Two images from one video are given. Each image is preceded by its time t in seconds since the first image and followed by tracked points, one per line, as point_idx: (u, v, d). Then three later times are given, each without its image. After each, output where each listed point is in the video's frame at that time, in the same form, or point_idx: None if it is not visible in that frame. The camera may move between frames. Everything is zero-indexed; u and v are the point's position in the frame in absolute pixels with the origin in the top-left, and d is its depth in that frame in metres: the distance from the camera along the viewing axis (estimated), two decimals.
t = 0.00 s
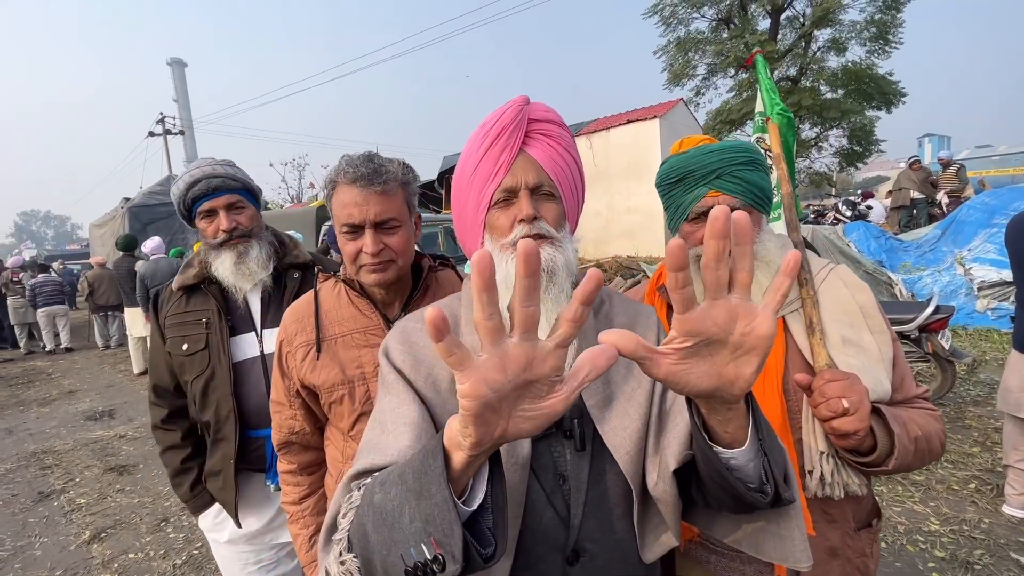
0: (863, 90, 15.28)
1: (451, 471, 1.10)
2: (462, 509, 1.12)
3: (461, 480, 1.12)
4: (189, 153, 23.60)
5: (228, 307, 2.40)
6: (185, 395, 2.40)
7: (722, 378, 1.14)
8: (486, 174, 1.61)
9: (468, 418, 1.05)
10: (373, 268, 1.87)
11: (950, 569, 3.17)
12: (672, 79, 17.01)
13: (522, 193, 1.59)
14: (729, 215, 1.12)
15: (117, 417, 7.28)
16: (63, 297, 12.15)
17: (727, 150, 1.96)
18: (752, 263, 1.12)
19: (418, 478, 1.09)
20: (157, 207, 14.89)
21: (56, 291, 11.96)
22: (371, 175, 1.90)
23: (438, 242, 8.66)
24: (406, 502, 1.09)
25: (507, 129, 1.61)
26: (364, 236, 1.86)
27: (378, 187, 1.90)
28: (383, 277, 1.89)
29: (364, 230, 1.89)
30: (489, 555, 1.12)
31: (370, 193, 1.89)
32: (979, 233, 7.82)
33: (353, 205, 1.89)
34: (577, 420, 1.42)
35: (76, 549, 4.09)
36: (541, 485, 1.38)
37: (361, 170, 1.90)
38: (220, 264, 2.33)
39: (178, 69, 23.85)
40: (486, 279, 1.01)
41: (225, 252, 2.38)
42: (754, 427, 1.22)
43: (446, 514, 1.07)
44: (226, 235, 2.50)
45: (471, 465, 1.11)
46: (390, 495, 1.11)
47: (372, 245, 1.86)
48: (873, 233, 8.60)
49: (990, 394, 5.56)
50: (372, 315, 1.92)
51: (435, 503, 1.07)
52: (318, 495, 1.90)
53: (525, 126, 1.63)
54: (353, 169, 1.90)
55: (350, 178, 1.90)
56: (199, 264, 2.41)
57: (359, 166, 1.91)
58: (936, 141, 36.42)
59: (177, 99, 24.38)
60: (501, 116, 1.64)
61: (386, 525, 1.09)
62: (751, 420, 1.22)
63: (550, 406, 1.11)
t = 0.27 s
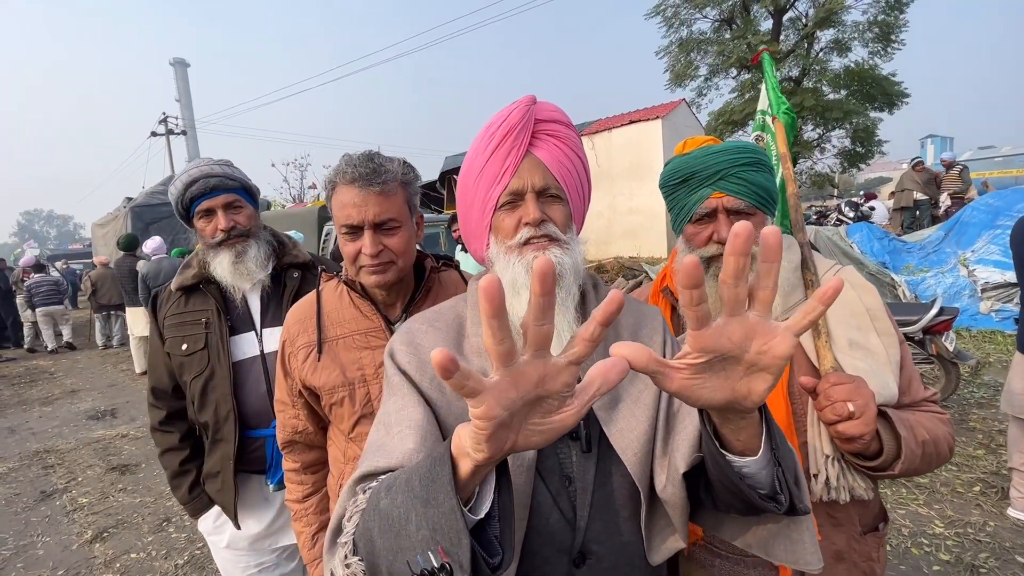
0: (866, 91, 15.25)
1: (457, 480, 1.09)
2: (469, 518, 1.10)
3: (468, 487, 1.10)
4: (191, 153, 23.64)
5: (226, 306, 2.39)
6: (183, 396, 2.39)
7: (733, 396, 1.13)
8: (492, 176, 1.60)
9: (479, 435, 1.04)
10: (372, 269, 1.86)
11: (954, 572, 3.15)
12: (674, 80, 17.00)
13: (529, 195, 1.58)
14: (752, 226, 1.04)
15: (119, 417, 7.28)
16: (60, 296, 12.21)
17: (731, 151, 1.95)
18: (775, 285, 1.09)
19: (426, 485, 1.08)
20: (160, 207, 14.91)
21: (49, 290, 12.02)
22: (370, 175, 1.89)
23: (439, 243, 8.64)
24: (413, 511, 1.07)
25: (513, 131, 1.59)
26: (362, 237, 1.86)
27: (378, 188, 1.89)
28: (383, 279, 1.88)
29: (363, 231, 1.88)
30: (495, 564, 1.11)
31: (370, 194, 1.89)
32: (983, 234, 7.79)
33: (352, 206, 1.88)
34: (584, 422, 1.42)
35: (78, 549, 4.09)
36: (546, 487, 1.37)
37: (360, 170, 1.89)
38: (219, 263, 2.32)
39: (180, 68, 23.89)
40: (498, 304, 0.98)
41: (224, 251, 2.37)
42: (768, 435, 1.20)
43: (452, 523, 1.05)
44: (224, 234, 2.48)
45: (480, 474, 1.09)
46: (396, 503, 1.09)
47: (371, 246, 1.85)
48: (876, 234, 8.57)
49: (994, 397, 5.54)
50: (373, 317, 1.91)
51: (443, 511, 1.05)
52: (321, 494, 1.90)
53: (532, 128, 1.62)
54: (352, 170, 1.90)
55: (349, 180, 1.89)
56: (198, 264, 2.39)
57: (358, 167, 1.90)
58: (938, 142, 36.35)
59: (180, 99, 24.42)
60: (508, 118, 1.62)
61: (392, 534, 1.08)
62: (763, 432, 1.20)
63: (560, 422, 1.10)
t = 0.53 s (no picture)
0: (867, 92, 15.23)
1: (411, 420, 1.10)
2: (429, 462, 1.10)
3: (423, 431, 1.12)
4: (192, 152, 23.64)
5: (236, 303, 2.40)
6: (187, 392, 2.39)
7: (752, 313, 1.18)
8: (498, 174, 1.60)
9: (409, 335, 1.10)
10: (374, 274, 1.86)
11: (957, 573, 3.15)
12: (675, 80, 17.00)
13: (535, 192, 1.59)
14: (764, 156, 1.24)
15: (120, 416, 7.29)
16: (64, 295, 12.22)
17: (738, 151, 1.95)
18: (786, 206, 1.26)
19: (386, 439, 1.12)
20: (161, 207, 14.93)
21: (50, 289, 12.00)
22: (371, 180, 1.89)
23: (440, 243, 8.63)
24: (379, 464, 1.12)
25: (518, 130, 1.60)
26: (364, 242, 1.86)
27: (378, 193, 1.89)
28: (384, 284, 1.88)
29: (363, 236, 1.88)
30: (449, 499, 1.09)
31: (370, 199, 1.88)
32: (984, 235, 7.78)
33: (352, 211, 1.87)
34: (590, 422, 1.42)
35: (80, 548, 4.09)
36: (552, 488, 1.37)
37: (361, 174, 1.89)
38: (230, 260, 2.32)
39: (182, 67, 23.89)
40: (392, 212, 1.13)
41: (236, 248, 2.38)
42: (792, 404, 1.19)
43: (405, 461, 1.08)
44: (238, 231, 2.49)
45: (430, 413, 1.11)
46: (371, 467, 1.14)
47: (372, 251, 1.85)
48: (878, 235, 8.56)
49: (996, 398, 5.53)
50: (375, 320, 1.91)
51: (397, 453, 1.09)
52: (326, 490, 1.90)
53: (537, 126, 1.63)
54: (351, 175, 1.89)
55: (349, 185, 1.89)
56: (210, 260, 2.40)
57: (358, 171, 1.90)
58: (940, 143, 36.30)
59: (181, 99, 24.43)
60: (513, 116, 1.63)
61: (368, 499, 1.12)
62: (780, 368, 1.20)
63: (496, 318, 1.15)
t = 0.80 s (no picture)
0: (868, 92, 15.24)
1: (394, 365, 1.10)
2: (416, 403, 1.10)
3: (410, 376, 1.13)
4: (192, 152, 23.65)
5: (241, 301, 2.39)
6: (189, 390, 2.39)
7: (730, 274, 1.22)
8: (502, 172, 1.60)
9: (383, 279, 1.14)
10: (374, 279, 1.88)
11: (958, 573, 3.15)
12: (675, 80, 17.01)
13: (539, 189, 1.60)
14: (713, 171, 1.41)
15: (121, 416, 7.29)
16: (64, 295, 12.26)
17: (744, 150, 1.95)
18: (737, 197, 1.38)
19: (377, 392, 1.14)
20: (161, 207, 14.93)
21: (54, 288, 12.06)
22: (371, 184, 1.90)
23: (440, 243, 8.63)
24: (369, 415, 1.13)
25: (522, 129, 1.60)
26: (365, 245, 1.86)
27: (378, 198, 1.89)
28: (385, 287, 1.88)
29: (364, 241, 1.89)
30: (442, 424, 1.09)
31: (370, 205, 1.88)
32: (985, 235, 7.79)
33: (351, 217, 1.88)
34: (596, 422, 1.42)
35: (81, 548, 4.09)
36: (557, 488, 1.37)
37: (360, 179, 1.89)
38: (236, 259, 2.33)
39: (182, 67, 23.89)
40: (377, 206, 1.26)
41: (243, 247, 2.38)
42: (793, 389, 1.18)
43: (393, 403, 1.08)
44: (244, 230, 2.48)
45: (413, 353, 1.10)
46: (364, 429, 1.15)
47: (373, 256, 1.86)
48: (878, 236, 8.56)
49: (997, 398, 5.53)
50: (377, 321, 1.91)
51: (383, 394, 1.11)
52: (328, 488, 1.90)
53: (542, 125, 1.63)
54: (352, 179, 1.90)
55: (349, 190, 1.89)
56: (216, 259, 2.41)
57: (358, 176, 1.90)
58: (940, 143, 36.31)
59: (181, 99, 24.41)
60: (517, 115, 1.64)
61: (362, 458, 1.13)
62: (766, 331, 1.20)
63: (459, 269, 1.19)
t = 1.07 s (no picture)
0: (866, 92, 15.25)
1: (383, 376, 1.10)
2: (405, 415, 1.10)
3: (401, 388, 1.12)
4: (192, 153, 23.64)
5: (237, 302, 2.40)
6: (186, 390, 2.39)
7: (744, 270, 1.22)
8: (495, 172, 1.61)
9: (370, 281, 1.15)
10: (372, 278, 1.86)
11: (956, 572, 3.15)
12: (675, 80, 17.01)
13: (531, 190, 1.60)
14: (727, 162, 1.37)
15: (119, 416, 7.28)
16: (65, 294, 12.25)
17: (742, 150, 1.95)
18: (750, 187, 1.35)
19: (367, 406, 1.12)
20: (161, 206, 14.93)
21: (57, 288, 12.05)
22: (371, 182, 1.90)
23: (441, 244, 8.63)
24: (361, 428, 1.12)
25: (516, 130, 1.62)
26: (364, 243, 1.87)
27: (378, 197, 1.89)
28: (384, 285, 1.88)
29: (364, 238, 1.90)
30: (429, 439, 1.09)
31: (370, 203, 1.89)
32: (984, 235, 7.80)
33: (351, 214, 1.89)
34: (595, 423, 1.43)
35: (80, 547, 4.08)
36: (555, 489, 1.38)
37: (360, 177, 1.90)
38: (233, 259, 2.32)
39: (181, 68, 23.83)
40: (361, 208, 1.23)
41: (238, 248, 2.38)
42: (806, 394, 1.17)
43: (380, 416, 1.07)
44: (239, 231, 2.49)
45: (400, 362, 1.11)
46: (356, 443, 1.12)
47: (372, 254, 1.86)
48: (877, 236, 8.57)
49: (996, 398, 5.54)
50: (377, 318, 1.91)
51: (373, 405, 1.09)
52: (326, 490, 1.90)
53: (536, 126, 1.65)
54: (353, 177, 1.90)
55: (349, 187, 1.90)
56: (211, 260, 2.40)
57: (358, 174, 1.91)
58: (940, 144, 36.38)
59: (180, 98, 24.38)
60: (512, 117, 1.65)
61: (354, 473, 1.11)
62: (777, 331, 1.22)
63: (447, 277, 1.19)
